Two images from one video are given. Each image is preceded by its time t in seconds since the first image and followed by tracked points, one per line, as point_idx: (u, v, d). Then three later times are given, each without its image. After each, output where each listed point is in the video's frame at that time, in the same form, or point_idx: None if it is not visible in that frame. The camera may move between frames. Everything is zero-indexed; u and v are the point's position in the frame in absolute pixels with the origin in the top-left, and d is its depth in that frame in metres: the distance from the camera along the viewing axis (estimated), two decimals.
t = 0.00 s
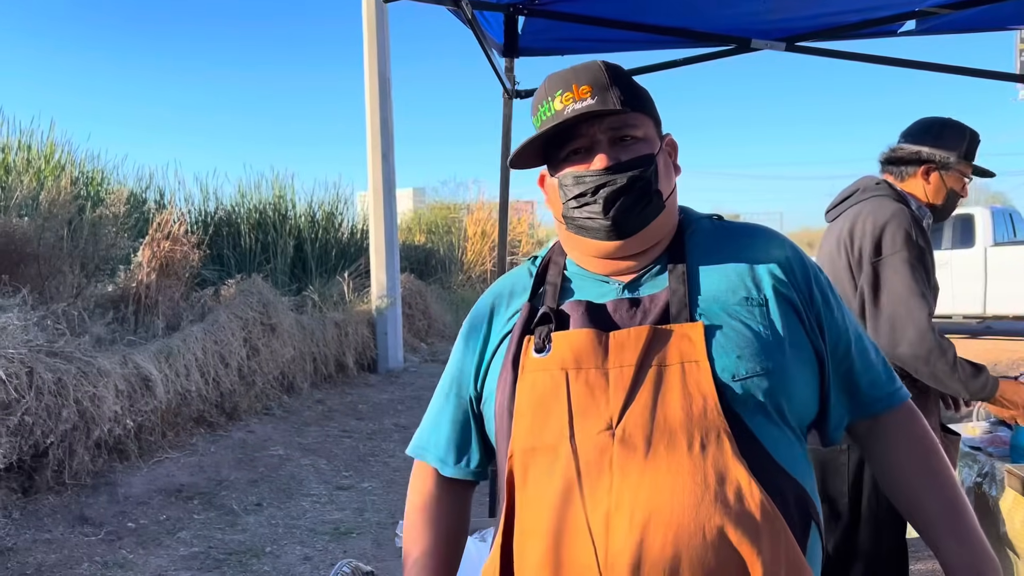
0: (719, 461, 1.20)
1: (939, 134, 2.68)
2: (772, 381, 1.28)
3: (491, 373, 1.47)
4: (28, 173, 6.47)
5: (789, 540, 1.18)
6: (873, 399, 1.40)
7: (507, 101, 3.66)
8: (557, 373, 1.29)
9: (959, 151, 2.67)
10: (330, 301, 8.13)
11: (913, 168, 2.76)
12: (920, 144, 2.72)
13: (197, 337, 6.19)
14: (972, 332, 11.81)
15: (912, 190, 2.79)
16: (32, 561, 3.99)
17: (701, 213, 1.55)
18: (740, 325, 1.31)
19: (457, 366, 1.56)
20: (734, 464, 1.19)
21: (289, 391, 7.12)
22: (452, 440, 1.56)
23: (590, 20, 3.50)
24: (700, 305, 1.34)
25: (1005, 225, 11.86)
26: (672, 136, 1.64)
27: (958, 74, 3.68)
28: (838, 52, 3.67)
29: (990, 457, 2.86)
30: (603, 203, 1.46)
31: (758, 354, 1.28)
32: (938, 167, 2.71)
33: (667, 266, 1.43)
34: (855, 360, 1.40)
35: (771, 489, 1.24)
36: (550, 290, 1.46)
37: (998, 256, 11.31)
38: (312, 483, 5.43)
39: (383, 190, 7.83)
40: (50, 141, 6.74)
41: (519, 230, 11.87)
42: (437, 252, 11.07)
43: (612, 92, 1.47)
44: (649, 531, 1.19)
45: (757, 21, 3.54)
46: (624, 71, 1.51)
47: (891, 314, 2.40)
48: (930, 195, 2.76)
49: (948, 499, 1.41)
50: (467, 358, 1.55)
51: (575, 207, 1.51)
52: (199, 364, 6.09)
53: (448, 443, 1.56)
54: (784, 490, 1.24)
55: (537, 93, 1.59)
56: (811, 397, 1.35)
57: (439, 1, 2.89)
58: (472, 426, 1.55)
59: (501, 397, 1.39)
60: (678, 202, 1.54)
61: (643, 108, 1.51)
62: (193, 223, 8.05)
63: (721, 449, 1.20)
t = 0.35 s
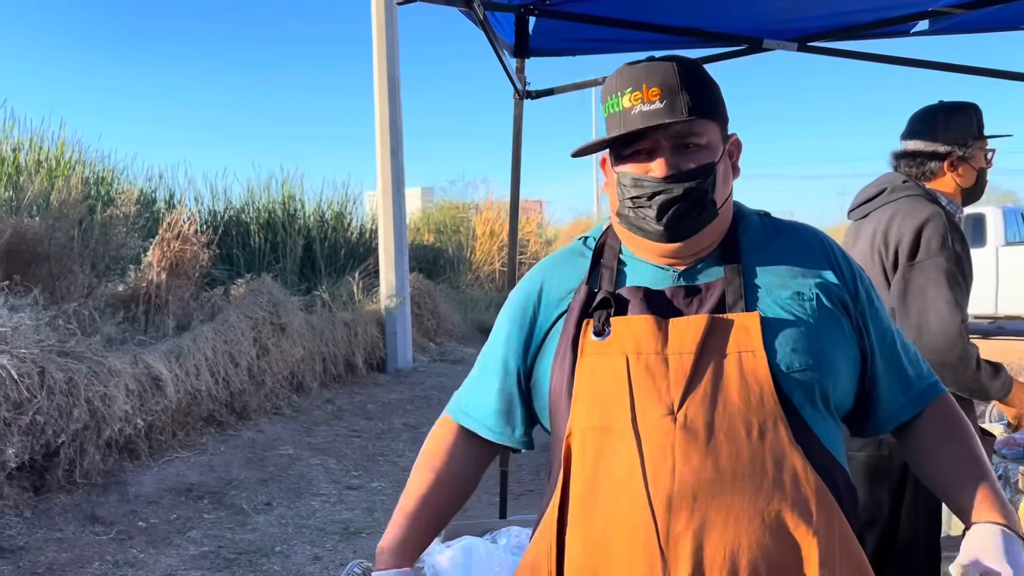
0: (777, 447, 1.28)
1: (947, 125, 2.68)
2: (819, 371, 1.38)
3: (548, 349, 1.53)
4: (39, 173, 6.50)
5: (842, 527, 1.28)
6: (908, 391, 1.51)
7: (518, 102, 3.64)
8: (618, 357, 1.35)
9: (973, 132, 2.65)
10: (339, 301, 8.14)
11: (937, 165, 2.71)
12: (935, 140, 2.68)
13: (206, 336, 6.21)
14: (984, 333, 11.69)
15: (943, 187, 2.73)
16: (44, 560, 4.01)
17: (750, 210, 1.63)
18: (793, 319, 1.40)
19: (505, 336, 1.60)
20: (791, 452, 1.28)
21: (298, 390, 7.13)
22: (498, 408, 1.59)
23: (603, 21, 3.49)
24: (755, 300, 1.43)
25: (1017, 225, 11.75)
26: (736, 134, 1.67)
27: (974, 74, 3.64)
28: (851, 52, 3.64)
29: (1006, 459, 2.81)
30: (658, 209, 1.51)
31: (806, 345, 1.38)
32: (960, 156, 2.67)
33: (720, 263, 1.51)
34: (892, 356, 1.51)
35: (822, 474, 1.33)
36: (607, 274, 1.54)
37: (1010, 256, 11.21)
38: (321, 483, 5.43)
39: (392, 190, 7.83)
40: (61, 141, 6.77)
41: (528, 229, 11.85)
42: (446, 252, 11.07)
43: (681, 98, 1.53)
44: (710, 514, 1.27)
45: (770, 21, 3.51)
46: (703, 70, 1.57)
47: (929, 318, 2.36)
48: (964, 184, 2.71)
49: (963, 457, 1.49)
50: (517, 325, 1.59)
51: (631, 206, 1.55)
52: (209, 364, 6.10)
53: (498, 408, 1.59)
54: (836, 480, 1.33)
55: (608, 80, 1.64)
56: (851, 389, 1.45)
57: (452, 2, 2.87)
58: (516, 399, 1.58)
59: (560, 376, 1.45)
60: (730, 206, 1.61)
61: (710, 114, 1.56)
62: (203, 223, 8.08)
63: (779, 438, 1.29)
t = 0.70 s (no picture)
0: (808, 442, 1.38)
1: (941, 117, 2.65)
2: (846, 368, 1.45)
3: (580, 339, 1.58)
4: (44, 173, 6.51)
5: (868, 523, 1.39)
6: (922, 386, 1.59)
7: (521, 103, 3.64)
8: (656, 350, 1.43)
9: (969, 122, 2.62)
10: (343, 301, 8.14)
11: (934, 159, 2.69)
12: (929, 135, 2.66)
13: (211, 336, 6.22)
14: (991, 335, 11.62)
15: (943, 180, 2.70)
16: (48, 560, 4.02)
17: (771, 213, 1.70)
18: (822, 318, 1.48)
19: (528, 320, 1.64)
20: (821, 450, 1.38)
21: (302, 390, 7.13)
22: (518, 391, 1.62)
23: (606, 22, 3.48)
24: (785, 299, 1.51)
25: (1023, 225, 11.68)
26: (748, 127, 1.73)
27: (980, 75, 3.61)
28: (855, 53, 3.61)
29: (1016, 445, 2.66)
30: (703, 204, 1.55)
31: (833, 345, 1.46)
32: (958, 148, 2.64)
33: (750, 263, 1.59)
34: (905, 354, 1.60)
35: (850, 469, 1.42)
36: (638, 269, 1.58)
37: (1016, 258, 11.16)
38: (325, 483, 5.43)
39: (396, 190, 7.83)
40: (66, 141, 6.79)
41: (533, 229, 11.85)
42: (451, 251, 11.07)
43: (700, 97, 1.60)
44: (744, 505, 1.37)
45: (772, 22, 3.48)
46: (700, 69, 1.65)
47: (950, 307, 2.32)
48: (964, 176, 2.68)
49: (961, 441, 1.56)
50: (545, 309, 1.62)
51: (674, 208, 1.58)
52: (213, 364, 6.11)
53: (508, 392, 1.63)
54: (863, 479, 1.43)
55: (619, 93, 1.69)
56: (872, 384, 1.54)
57: (454, 4, 2.86)
58: (539, 387, 1.62)
59: (592, 371, 1.53)
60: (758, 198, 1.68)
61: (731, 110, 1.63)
62: (208, 223, 8.10)
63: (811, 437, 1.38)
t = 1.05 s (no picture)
0: (824, 436, 1.39)
1: (963, 120, 2.63)
2: (850, 361, 1.48)
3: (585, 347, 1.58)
4: (45, 174, 6.52)
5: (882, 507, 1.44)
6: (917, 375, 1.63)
7: (522, 104, 3.64)
8: (665, 350, 1.42)
9: (992, 123, 2.60)
10: (344, 301, 8.15)
11: (957, 163, 2.68)
12: (953, 136, 2.64)
13: (211, 337, 6.22)
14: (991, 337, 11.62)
15: (966, 182, 2.70)
16: (48, 560, 4.02)
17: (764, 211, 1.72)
18: (826, 314, 1.50)
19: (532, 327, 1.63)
20: (837, 442, 1.40)
21: (303, 391, 7.13)
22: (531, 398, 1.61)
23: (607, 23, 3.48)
24: (787, 296, 1.52)
25: None
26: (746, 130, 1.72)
27: (980, 76, 3.60)
28: (855, 55, 3.62)
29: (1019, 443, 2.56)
30: (691, 208, 1.54)
31: (837, 340, 1.48)
32: (981, 150, 2.63)
33: (750, 266, 1.60)
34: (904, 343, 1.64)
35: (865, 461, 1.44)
36: (641, 273, 1.58)
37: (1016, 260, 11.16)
38: (325, 483, 5.43)
39: (397, 190, 7.83)
40: (67, 142, 6.80)
41: (533, 230, 11.86)
42: (451, 252, 11.08)
43: (690, 101, 1.59)
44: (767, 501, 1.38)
45: (773, 23, 3.48)
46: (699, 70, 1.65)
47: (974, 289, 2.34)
48: (987, 179, 2.68)
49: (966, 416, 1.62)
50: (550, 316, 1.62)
51: (663, 212, 1.57)
52: (214, 364, 6.11)
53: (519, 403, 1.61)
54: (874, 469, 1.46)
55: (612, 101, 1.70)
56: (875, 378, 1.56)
57: (454, 5, 2.87)
58: (550, 397, 1.62)
59: (597, 377, 1.51)
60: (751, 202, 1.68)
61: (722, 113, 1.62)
62: (209, 223, 8.10)
63: (828, 429, 1.40)
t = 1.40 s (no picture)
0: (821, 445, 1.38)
1: (999, 125, 2.62)
2: (849, 366, 1.48)
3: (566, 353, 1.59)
4: (43, 174, 6.51)
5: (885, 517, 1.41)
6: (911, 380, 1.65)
7: (521, 104, 3.64)
8: (654, 359, 1.43)
9: None
10: (343, 302, 8.15)
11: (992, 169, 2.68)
12: (987, 142, 2.65)
13: (210, 337, 6.21)
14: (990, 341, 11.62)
15: (1001, 188, 2.70)
16: (46, 561, 4.01)
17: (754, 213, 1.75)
18: (820, 318, 1.51)
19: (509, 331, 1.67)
20: (836, 451, 1.38)
21: (301, 391, 7.13)
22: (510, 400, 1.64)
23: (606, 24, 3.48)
24: (778, 300, 1.53)
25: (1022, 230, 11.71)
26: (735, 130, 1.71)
27: (980, 78, 3.61)
28: (854, 56, 3.62)
29: None
30: (651, 217, 1.56)
31: (835, 344, 1.48)
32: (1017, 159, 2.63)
33: (742, 272, 1.61)
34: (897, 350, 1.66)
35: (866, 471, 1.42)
36: (626, 279, 1.60)
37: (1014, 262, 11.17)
38: (324, 484, 5.43)
39: (396, 191, 7.83)
40: (66, 142, 6.79)
41: (533, 231, 11.87)
42: (450, 253, 11.07)
43: (662, 106, 1.57)
44: (761, 508, 1.36)
45: (773, 24, 3.48)
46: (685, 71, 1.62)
47: (997, 291, 2.42)
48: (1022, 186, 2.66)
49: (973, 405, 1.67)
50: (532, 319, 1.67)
51: (626, 218, 1.60)
52: (212, 365, 6.11)
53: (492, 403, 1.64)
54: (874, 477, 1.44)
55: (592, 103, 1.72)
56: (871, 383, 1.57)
57: (453, 5, 2.86)
58: (531, 401, 1.64)
59: (581, 387, 1.52)
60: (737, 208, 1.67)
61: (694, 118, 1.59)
62: (207, 224, 8.09)
63: (824, 435, 1.39)
